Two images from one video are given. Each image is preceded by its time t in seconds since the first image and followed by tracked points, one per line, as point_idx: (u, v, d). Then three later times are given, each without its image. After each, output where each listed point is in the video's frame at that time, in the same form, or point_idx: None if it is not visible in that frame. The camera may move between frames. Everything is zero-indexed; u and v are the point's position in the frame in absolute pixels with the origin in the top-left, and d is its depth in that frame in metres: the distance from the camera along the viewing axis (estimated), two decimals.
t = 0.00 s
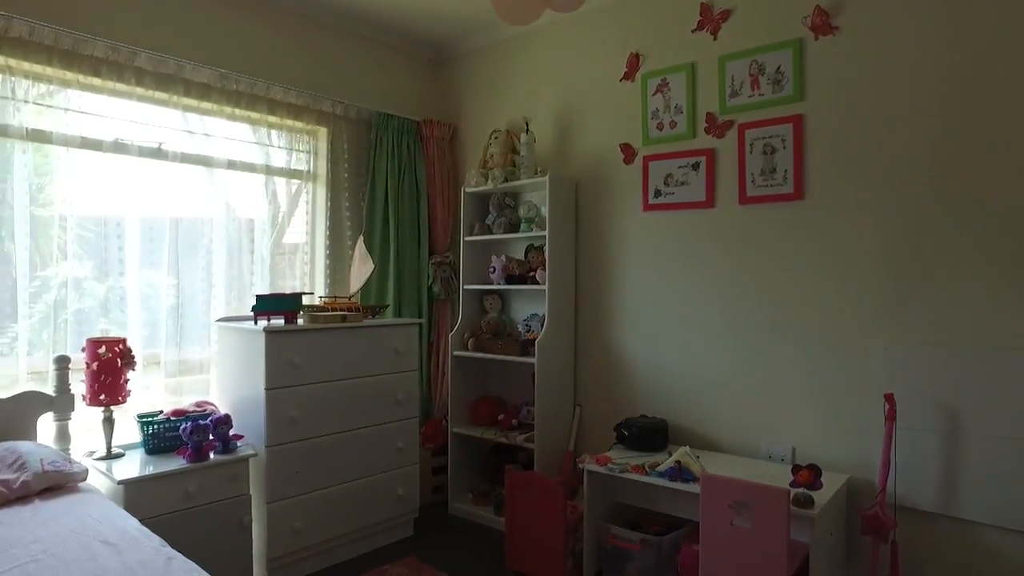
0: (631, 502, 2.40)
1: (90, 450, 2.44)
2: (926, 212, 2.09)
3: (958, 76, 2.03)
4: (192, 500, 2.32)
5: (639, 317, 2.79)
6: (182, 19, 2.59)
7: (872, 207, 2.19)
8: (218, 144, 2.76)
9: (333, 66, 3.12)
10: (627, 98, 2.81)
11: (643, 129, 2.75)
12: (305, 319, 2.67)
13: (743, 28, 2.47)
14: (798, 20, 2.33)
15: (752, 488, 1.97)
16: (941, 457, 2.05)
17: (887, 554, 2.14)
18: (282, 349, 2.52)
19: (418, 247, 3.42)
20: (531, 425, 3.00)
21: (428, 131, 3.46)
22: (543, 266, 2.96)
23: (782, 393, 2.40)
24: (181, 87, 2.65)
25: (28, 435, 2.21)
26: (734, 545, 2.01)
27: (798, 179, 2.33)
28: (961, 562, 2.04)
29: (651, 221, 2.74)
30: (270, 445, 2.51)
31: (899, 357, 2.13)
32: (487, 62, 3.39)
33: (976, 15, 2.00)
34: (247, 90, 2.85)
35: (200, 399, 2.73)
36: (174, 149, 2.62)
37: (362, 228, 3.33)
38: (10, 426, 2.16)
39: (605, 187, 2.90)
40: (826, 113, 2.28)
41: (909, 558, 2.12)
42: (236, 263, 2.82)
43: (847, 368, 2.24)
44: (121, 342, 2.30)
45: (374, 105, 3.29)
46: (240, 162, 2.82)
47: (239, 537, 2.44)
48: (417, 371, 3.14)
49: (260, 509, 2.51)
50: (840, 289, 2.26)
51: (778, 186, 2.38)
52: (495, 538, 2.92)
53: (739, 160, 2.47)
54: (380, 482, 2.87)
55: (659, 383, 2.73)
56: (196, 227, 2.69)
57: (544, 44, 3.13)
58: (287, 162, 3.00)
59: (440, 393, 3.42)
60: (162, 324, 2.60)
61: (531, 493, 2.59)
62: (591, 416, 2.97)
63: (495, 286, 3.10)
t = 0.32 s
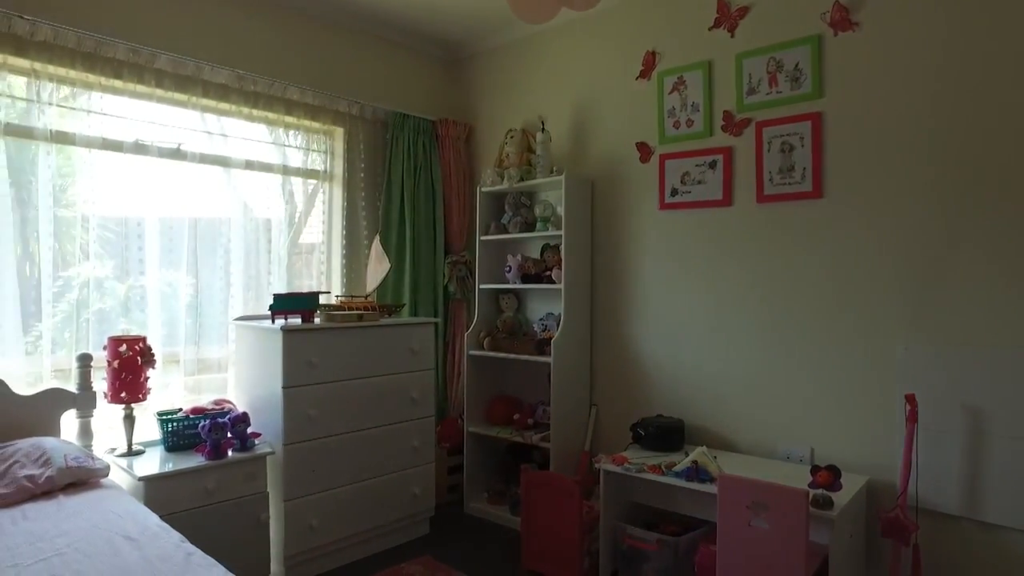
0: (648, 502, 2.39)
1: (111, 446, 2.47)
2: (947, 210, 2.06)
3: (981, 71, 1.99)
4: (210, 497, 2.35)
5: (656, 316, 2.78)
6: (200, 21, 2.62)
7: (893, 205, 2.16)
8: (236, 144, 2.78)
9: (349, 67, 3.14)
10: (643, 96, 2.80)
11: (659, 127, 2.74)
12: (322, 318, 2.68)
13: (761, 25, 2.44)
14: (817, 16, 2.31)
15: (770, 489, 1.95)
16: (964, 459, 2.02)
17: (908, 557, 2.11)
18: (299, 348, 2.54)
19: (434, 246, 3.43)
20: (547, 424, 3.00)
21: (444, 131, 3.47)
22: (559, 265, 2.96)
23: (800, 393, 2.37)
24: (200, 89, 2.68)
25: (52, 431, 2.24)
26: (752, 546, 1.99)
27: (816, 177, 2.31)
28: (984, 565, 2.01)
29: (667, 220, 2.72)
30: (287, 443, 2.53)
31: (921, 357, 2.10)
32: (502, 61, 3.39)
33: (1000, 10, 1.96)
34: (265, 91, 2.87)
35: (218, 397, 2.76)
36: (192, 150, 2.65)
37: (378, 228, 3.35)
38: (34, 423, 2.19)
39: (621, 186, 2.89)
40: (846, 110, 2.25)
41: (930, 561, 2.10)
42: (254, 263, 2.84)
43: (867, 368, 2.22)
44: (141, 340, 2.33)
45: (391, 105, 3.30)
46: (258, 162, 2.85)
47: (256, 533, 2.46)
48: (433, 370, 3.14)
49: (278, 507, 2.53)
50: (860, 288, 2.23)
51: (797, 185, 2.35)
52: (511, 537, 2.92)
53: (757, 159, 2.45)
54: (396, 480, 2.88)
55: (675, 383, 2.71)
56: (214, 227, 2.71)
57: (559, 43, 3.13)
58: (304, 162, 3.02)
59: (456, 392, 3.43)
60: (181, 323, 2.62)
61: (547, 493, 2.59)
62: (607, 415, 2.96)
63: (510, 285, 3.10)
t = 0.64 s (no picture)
0: (665, 502, 2.38)
1: (132, 444, 2.50)
2: (969, 208, 2.03)
3: (1005, 66, 1.96)
4: (228, 494, 2.37)
5: (673, 316, 2.76)
6: (219, 23, 2.64)
7: (914, 203, 2.13)
8: (254, 145, 2.81)
9: (365, 67, 3.15)
10: (659, 94, 2.79)
11: (676, 126, 2.72)
12: (338, 317, 2.70)
13: (779, 21, 2.42)
14: (836, 12, 2.28)
15: (790, 490, 1.93)
16: (988, 461, 1.99)
17: (930, 560, 2.09)
18: (316, 347, 2.55)
19: (449, 246, 3.44)
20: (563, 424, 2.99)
21: (460, 131, 3.48)
22: (575, 264, 2.95)
23: (819, 393, 2.35)
24: (218, 90, 2.71)
25: (75, 428, 2.28)
26: (771, 549, 1.97)
27: (835, 174, 2.28)
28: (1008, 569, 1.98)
29: (684, 218, 2.71)
30: (304, 442, 2.54)
31: (943, 357, 2.07)
32: (517, 61, 3.40)
33: None
34: (282, 92, 2.89)
35: (236, 395, 2.79)
36: (211, 150, 2.67)
37: (394, 228, 3.36)
38: (57, 420, 2.23)
39: (637, 185, 2.88)
40: (866, 107, 2.23)
41: (953, 563, 2.07)
42: (271, 262, 2.87)
43: (888, 368, 2.19)
44: (161, 339, 2.36)
45: (407, 105, 3.31)
46: (276, 163, 2.87)
47: (275, 531, 2.49)
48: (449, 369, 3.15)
49: (296, 504, 2.55)
50: (880, 287, 2.21)
51: (815, 183, 2.33)
52: (527, 537, 2.92)
53: (775, 156, 2.43)
54: (412, 478, 2.89)
55: (692, 382, 2.70)
56: (233, 226, 2.74)
57: (575, 41, 3.12)
58: (320, 162, 3.04)
59: (472, 391, 3.44)
60: (200, 323, 2.65)
61: (564, 492, 2.59)
62: (623, 415, 2.95)
63: (526, 285, 3.09)
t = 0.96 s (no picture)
0: (681, 502, 2.37)
1: (151, 441, 2.54)
2: (993, 205, 1.99)
3: None
4: (246, 492, 2.39)
5: (689, 315, 2.75)
6: (237, 24, 2.67)
7: (936, 200, 2.10)
8: (271, 145, 2.83)
9: (381, 67, 3.17)
10: (675, 92, 2.77)
11: (692, 124, 2.70)
12: (354, 316, 2.71)
13: (797, 17, 2.40)
14: (856, 7, 2.26)
15: (809, 491, 1.91)
16: (1012, 464, 1.96)
17: (952, 564, 2.06)
18: (332, 345, 2.57)
19: (464, 245, 3.44)
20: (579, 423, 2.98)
21: (475, 130, 3.48)
22: (590, 263, 2.94)
23: (839, 393, 2.32)
24: (236, 91, 2.73)
25: (96, 426, 2.31)
26: (789, 549, 1.96)
27: (854, 172, 2.26)
28: None
29: (701, 217, 2.69)
30: (321, 440, 2.56)
31: (966, 357, 2.04)
32: (532, 59, 3.40)
33: None
34: (298, 92, 2.91)
35: (253, 393, 2.81)
36: (229, 151, 2.70)
37: (409, 228, 3.37)
38: (79, 417, 2.26)
39: (653, 184, 2.86)
40: (886, 103, 2.20)
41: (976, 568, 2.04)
42: (288, 262, 2.89)
43: (909, 368, 2.16)
44: (180, 338, 2.38)
45: (422, 104, 3.32)
46: (293, 163, 2.89)
47: (292, 529, 2.50)
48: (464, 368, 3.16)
49: (312, 502, 2.57)
50: (901, 287, 2.18)
51: (834, 180, 2.31)
52: (542, 537, 2.92)
53: (793, 154, 2.41)
54: (427, 477, 2.90)
55: (709, 382, 2.68)
56: (250, 226, 2.76)
57: (590, 40, 3.12)
58: (336, 162, 3.06)
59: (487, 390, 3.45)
60: (217, 322, 2.68)
61: (580, 491, 2.59)
62: (639, 415, 2.94)
63: (541, 284, 3.09)
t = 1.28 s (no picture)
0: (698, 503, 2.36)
1: (170, 438, 2.57)
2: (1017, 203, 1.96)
3: None
4: (263, 490, 2.41)
5: (706, 315, 2.73)
6: (255, 26, 2.70)
7: (958, 198, 2.07)
8: (288, 145, 2.85)
9: (396, 68, 3.18)
10: (691, 90, 2.76)
11: (708, 122, 2.69)
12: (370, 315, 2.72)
13: (815, 13, 2.37)
14: (875, 3, 2.23)
15: (828, 492, 1.89)
16: None
17: (975, 568, 2.02)
18: (348, 345, 2.58)
19: (480, 245, 3.45)
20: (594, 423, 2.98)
21: (490, 129, 3.49)
22: (605, 262, 2.94)
23: (858, 394, 2.30)
24: (253, 91, 2.76)
25: (118, 423, 2.34)
26: (808, 551, 1.94)
27: (874, 170, 2.23)
28: None
29: (717, 216, 2.67)
30: (338, 438, 2.58)
31: (989, 357, 2.01)
32: (547, 59, 3.40)
33: None
34: (314, 92, 2.93)
35: (270, 392, 2.84)
36: (246, 151, 2.72)
37: (424, 228, 3.38)
38: (100, 415, 2.29)
39: (669, 183, 2.85)
40: (906, 100, 2.17)
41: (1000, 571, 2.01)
42: (304, 262, 2.91)
43: (930, 368, 2.13)
44: (198, 336, 2.41)
45: (436, 104, 3.33)
46: (309, 163, 2.92)
47: (309, 526, 2.52)
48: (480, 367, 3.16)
49: (329, 500, 2.59)
50: (922, 286, 2.15)
51: (852, 178, 2.28)
52: (557, 536, 2.91)
53: (811, 152, 2.38)
54: (442, 476, 2.91)
55: (725, 382, 2.66)
56: (267, 226, 2.79)
57: (605, 38, 3.11)
58: (351, 162, 3.08)
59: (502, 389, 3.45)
60: (234, 321, 2.70)
61: (595, 491, 2.59)
62: (655, 415, 2.92)
63: (556, 283, 3.08)
